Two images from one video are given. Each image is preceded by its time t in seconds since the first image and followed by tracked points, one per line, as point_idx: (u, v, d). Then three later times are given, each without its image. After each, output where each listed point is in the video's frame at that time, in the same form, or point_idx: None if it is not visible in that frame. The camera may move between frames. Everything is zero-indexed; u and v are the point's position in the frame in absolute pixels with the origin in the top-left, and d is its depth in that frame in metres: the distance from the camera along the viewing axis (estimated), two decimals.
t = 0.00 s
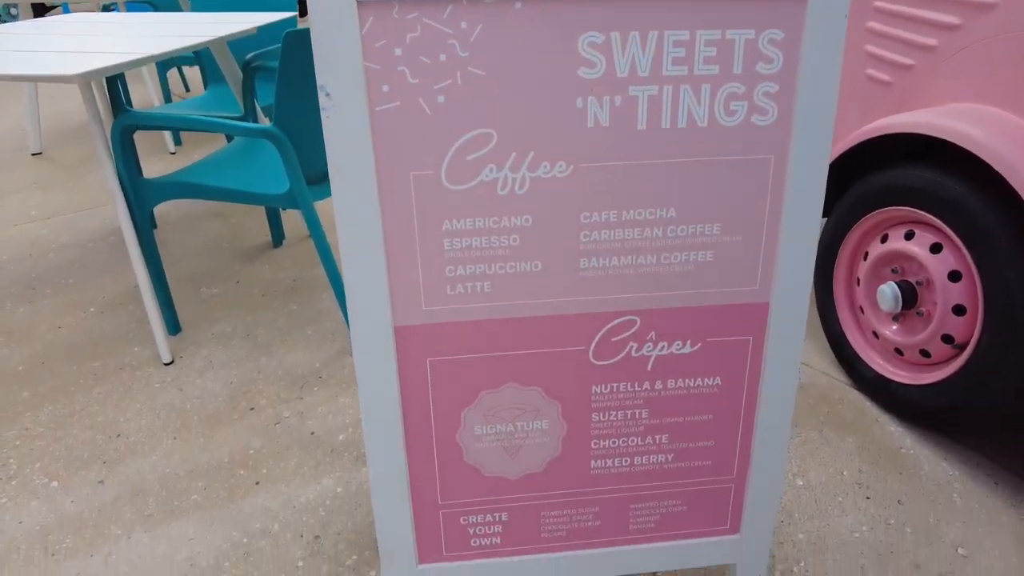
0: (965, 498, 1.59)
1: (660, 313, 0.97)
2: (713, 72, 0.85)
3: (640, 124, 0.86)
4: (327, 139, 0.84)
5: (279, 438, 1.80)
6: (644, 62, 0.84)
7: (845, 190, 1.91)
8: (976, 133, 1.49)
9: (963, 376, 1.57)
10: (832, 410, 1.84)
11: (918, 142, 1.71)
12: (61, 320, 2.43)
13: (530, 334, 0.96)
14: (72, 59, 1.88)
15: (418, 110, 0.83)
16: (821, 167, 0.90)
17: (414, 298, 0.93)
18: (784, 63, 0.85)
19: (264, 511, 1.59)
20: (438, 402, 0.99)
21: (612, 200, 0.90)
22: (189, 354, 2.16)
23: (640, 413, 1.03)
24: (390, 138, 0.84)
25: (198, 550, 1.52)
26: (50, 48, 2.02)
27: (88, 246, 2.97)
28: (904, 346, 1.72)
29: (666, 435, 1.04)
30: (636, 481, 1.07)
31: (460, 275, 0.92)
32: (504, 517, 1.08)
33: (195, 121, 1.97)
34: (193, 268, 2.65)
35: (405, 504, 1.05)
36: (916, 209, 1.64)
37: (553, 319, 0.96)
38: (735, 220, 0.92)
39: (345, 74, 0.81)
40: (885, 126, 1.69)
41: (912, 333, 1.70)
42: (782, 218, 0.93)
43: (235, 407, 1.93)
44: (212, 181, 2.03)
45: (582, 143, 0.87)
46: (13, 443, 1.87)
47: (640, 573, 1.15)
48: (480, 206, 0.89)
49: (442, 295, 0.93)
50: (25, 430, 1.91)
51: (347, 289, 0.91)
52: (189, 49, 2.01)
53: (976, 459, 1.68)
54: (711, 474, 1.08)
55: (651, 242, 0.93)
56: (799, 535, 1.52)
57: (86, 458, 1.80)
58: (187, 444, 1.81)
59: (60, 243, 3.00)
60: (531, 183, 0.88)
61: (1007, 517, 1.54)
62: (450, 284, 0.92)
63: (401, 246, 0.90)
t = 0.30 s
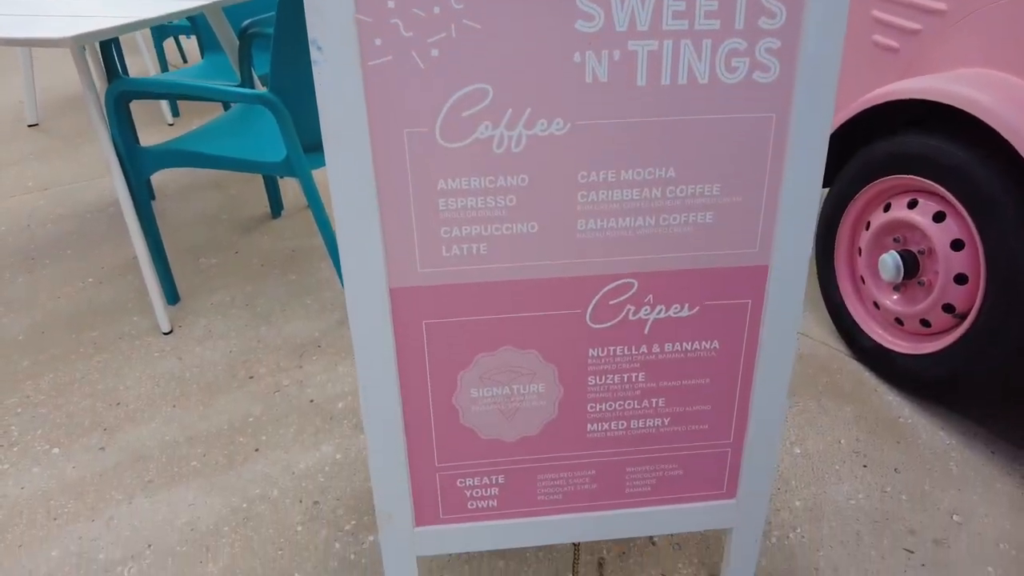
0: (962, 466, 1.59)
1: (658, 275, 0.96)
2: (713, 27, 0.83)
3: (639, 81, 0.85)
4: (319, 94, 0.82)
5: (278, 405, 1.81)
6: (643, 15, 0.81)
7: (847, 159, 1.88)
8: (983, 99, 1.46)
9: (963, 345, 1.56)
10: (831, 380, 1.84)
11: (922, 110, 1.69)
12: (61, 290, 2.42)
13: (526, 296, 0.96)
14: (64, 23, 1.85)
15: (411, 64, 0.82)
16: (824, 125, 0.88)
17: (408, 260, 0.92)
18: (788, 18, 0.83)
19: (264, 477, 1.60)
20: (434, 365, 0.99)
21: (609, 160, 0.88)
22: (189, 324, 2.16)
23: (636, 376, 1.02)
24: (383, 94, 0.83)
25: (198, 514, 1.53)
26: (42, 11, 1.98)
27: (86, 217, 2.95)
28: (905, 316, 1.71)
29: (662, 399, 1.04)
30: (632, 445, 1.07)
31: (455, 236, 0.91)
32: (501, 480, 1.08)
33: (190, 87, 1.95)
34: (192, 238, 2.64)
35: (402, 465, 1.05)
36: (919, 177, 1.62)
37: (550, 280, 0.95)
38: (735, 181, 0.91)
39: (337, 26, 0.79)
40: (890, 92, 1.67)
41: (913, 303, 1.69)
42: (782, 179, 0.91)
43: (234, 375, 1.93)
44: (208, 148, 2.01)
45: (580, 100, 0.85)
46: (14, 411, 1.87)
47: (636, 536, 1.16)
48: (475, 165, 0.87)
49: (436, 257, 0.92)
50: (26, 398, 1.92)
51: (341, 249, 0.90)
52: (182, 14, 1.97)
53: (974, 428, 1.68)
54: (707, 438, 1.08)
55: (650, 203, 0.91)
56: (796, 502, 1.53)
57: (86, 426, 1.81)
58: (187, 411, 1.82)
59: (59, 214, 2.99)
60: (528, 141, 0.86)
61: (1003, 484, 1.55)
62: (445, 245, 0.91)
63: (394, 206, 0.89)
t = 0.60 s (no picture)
0: (958, 435, 1.59)
1: (654, 237, 0.94)
2: None
3: (637, 35, 0.82)
4: (309, 47, 0.80)
5: (276, 373, 1.81)
6: None
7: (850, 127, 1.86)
8: (993, 64, 1.44)
9: (963, 314, 1.56)
10: (830, 350, 1.84)
11: (927, 75, 1.66)
12: (58, 260, 2.41)
13: (521, 258, 0.94)
14: None
15: (403, 18, 0.79)
16: (826, 82, 0.86)
17: (402, 220, 0.91)
18: None
19: (262, 444, 1.61)
20: (428, 327, 0.98)
21: (606, 116, 0.87)
22: (186, 294, 2.16)
23: (632, 340, 1.02)
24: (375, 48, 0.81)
25: (197, 481, 1.54)
26: None
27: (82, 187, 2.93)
28: (904, 285, 1.69)
29: (657, 362, 1.04)
30: (627, 408, 1.07)
31: (449, 195, 0.89)
32: (496, 443, 1.08)
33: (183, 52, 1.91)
34: (189, 209, 2.62)
35: (398, 428, 1.05)
36: (923, 144, 1.60)
37: (545, 241, 0.94)
38: (734, 140, 0.89)
39: None
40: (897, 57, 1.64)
41: (913, 272, 1.68)
42: (782, 137, 0.89)
43: (232, 344, 1.93)
44: (203, 116, 1.99)
45: (576, 54, 0.83)
46: (13, 379, 1.88)
47: (631, 499, 1.16)
48: (469, 122, 0.85)
49: (430, 217, 0.91)
50: (25, 366, 1.92)
51: (333, 209, 0.89)
52: None
53: (972, 398, 1.68)
54: (703, 402, 1.08)
55: (647, 163, 0.90)
56: (792, 469, 1.53)
57: (84, 394, 1.81)
58: (185, 380, 1.82)
59: (55, 185, 2.97)
60: (522, 98, 0.85)
61: (999, 454, 1.55)
62: (439, 205, 0.90)
63: (387, 165, 0.87)
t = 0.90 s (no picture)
0: (955, 406, 1.59)
1: (652, 201, 0.93)
2: None
3: None
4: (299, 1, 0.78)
5: (273, 344, 1.81)
6: None
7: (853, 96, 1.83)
8: (1004, 31, 1.40)
9: (963, 284, 1.55)
10: (829, 321, 1.83)
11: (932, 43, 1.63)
12: (54, 232, 2.40)
13: (517, 222, 0.93)
14: None
15: None
16: (829, 40, 0.84)
17: (395, 182, 0.89)
18: None
19: (259, 414, 1.61)
20: (423, 292, 0.97)
21: (603, 74, 0.85)
22: (183, 265, 2.15)
23: (629, 305, 1.01)
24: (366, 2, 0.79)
25: (195, 450, 1.54)
26: None
27: (78, 159, 2.90)
28: (904, 257, 1.68)
29: (654, 328, 1.03)
30: (623, 375, 1.07)
31: (442, 156, 0.88)
32: (492, 409, 1.08)
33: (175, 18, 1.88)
34: (185, 181, 2.60)
35: (393, 394, 1.04)
36: (926, 112, 1.58)
37: (542, 205, 0.92)
38: (735, 100, 0.87)
39: None
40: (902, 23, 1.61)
41: (913, 243, 1.66)
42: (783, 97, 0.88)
43: (229, 315, 1.93)
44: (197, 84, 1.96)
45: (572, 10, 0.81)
46: (11, 349, 1.88)
47: (627, 466, 1.16)
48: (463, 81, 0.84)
49: (423, 179, 0.89)
50: (22, 337, 1.92)
51: (324, 171, 0.87)
52: None
53: (969, 369, 1.68)
54: (699, 369, 1.07)
55: (644, 123, 0.88)
56: (789, 439, 1.54)
57: (82, 364, 1.81)
58: (182, 350, 1.82)
59: (50, 157, 2.94)
60: (518, 56, 0.83)
61: (995, 424, 1.55)
62: (432, 166, 0.89)
63: (380, 125, 0.86)
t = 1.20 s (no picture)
0: (951, 383, 1.60)
1: (649, 175, 0.93)
2: None
3: None
4: None
5: (272, 321, 1.81)
6: None
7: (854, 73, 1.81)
8: (1011, 6, 1.38)
9: (961, 261, 1.55)
10: (827, 299, 1.83)
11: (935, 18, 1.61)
12: (52, 210, 2.39)
13: (513, 195, 0.93)
14: None
15: None
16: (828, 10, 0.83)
17: (389, 155, 0.89)
18: None
19: (258, 390, 1.62)
20: (420, 266, 0.97)
21: (600, 45, 0.84)
22: (181, 243, 2.14)
23: (625, 280, 1.01)
24: None
25: (194, 426, 1.55)
26: None
27: (73, 137, 2.88)
28: (903, 234, 1.68)
29: (651, 304, 1.03)
30: (620, 350, 1.07)
31: (438, 129, 0.87)
32: (490, 384, 1.09)
33: None
34: (182, 159, 2.58)
35: (391, 369, 1.05)
36: (928, 89, 1.56)
37: (537, 179, 0.92)
38: (734, 71, 0.86)
39: None
40: None
41: (913, 221, 1.66)
42: (782, 68, 0.87)
43: (228, 292, 1.93)
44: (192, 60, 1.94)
45: None
46: (10, 327, 1.88)
47: (624, 441, 1.17)
48: (458, 51, 0.83)
49: (419, 153, 0.89)
50: (21, 315, 1.92)
51: (320, 144, 0.87)
52: None
53: (965, 347, 1.68)
54: (696, 344, 1.08)
55: (642, 96, 0.87)
56: (785, 416, 1.54)
57: (81, 342, 1.81)
58: (181, 328, 1.82)
59: (46, 135, 2.92)
60: (513, 26, 0.82)
61: (990, 401, 1.56)
62: (428, 139, 0.88)
63: (375, 97, 0.85)
